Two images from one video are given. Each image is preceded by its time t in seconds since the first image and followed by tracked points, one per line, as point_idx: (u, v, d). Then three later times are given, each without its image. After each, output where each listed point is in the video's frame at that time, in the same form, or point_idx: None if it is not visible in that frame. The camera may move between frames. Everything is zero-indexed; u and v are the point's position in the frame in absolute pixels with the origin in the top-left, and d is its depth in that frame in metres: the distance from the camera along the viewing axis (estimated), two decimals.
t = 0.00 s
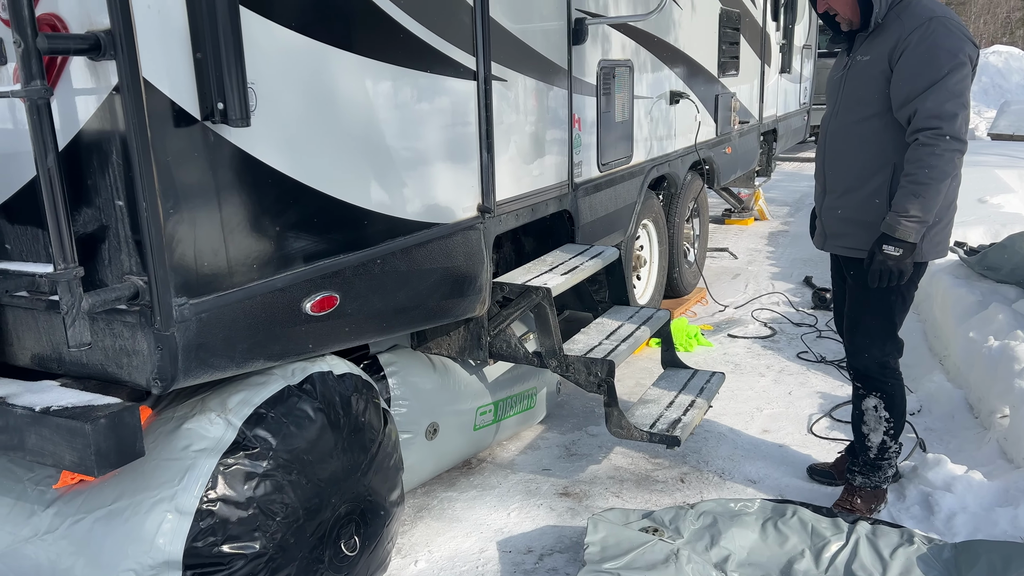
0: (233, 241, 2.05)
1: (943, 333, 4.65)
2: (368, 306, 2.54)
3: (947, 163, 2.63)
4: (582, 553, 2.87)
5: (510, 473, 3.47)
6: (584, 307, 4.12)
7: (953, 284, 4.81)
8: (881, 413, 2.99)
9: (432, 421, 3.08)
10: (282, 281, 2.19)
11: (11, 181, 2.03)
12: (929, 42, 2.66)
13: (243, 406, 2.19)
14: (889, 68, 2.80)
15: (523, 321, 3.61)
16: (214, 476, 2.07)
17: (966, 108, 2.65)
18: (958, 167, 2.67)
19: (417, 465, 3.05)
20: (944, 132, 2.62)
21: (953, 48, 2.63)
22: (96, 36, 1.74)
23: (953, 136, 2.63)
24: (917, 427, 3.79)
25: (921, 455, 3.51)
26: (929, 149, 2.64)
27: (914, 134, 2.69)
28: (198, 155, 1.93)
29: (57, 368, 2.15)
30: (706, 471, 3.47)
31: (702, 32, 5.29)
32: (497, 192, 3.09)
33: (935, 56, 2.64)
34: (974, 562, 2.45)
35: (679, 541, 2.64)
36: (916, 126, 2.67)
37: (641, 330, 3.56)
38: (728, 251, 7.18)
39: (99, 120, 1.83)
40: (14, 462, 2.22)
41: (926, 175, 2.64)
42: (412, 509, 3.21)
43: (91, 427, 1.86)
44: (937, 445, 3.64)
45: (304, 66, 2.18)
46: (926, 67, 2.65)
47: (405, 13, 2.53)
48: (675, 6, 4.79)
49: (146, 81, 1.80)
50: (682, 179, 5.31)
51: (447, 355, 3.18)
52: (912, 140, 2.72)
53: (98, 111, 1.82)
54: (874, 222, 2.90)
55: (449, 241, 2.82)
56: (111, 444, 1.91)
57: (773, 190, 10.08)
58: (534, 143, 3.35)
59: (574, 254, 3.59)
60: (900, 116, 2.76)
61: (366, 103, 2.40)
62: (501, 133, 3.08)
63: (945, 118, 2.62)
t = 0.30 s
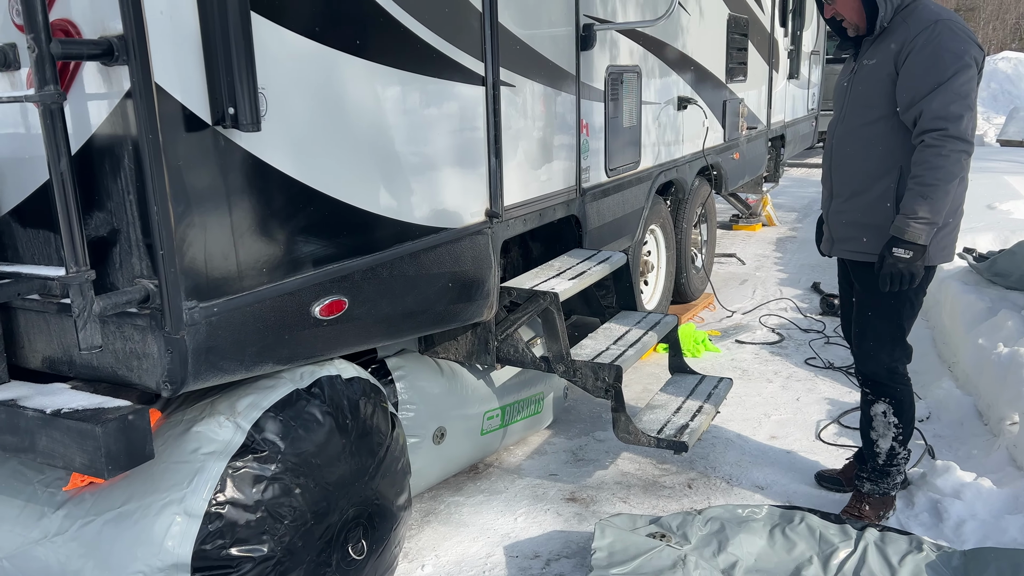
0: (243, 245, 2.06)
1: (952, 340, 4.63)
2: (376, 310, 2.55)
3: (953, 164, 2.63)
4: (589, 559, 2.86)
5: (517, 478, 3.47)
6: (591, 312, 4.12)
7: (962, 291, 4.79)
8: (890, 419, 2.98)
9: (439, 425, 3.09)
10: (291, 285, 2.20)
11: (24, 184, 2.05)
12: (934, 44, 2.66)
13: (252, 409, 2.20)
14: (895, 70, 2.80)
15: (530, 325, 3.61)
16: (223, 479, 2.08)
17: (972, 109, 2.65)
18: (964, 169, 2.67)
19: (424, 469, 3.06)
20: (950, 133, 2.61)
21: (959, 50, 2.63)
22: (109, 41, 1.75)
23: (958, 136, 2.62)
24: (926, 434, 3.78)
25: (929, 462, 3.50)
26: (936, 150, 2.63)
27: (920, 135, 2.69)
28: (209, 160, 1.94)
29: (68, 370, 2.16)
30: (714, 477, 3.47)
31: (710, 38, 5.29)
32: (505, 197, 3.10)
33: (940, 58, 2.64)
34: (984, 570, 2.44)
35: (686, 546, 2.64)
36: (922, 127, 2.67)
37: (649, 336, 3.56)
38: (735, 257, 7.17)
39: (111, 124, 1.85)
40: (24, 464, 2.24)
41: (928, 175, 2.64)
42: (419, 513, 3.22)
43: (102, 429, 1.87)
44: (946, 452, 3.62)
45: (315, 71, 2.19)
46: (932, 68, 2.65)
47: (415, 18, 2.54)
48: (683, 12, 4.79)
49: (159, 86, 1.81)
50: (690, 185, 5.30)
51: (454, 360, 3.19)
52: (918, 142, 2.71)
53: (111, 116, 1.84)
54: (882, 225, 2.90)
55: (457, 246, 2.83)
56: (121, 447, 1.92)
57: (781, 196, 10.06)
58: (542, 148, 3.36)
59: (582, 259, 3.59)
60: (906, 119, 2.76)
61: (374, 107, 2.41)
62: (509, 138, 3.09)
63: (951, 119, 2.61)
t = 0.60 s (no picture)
0: (253, 249, 2.07)
1: (961, 346, 4.61)
2: (384, 314, 2.56)
3: (967, 167, 2.63)
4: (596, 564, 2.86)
5: (525, 482, 3.47)
6: (598, 317, 4.12)
7: (971, 297, 4.78)
8: (899, 425, 2.97)
9: (447, 429, 3.09)
10: (300, 288, 2.21)
11: (37, 189, 2.07)
12: (943, 48, 2.66)
13: (261, 413, 2.21)
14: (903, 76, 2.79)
15: (538, 330, 3.61)
16: (232, 482, 2.09)
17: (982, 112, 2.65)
18: (976, 172, 2.66)
19: (432, 473, 3.06)
20: (962, 136, 2.61)
21: (968, 53, 2.63)
22: (122, 47, 1.78)
23: (971, 140, 2.62)
24: (935, 441, 3.76)
25: (938, 469, 3.49)
26: (949, 154, 2.63)
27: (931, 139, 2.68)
28: (219, 165, 1.95)
29: (79, 373, 2.18)
30: (721, 483, 3.46)
31: (717, 44, 5.30)
32: (513, 202, 3.11)
33: (949, 62, 2.64)
34: None
35: (693, 552, 2.64)
36: (933, 131, 2.66)
37: (656, 340, 3.56)
38: (743, 262, 7.16)
39: (123, 129, 1.86)
40: (35, 466, 2.25)
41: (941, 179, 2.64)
42: (427, 517, 3.22)
43: (112, 431, 1.89)
44: (955, 458, 3.61)
45: (325, 77, 2.20)
46: (941, 72, 2.65)
47: (423, 24, 2.55)
48: (691, 17, 4.80)
49: (171, 91, 1.82)
50: (697, 190, 5.30)
51: (462, 364, 3.19)
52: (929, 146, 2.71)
53: (123, 121, 1.85)
54: (893, 231, 2.89)
55: (465, 250, 2.84)
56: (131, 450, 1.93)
57: (788, 202, 10.05)
58: (550, 153, 3.37)
59: (589, 264, 3.60)
60: (915, 123, 2.76)
61: (383, 112, 2.43)
62: (517, 143, 3.10)
63: (963, 123, 2.61)
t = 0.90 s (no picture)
0: (262, 254, 2.08)
1: (970, 351, 4.60)
2: (392, 318, 2.56)
3: (987, 172, 2.62)
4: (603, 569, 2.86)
5: (531, 487, 3.47)
6: (605, 322, 4.12)
7: (980, 302, 4.76)
8: (909, 431, 2.97)
9: (453, 433, 3.10)
10: (309, 292, 2.22)
11: (49, 193, 2.08)
12: (956, 53, 2.67)
13: (269, 416, 2.21)
14: (916, 82, 2.79)
15: (544, 335, 3.62)
16: (240, 485, 2.09)
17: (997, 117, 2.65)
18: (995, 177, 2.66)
19: (439, 477, 3.07)
20: (982, 141, 2.61)
21: (982, 58, 2.63)
22: (133, 53, 1.79)
23: (990, 144, 2.62)
24: (943, 446, 3.75)
25: (946, 475, 3.47)
26: (969, 158, 2.62)
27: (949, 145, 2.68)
28: (229, 169, 1.96)
29: (88, 377, 2.19)
30: (728, 488, 3.46)
31: (724, 48, 5.29)
32: (520, 207, 3.11)
33: (963, 66, 2.64)
34: None
35: (700, 557, 2.63)
36: (951, 137, 2.66)
37: (664, 345, 3.56)
38: (750, 267, 7.15)
39: (134, 134, 1.87)
40: (44, 469, 2.26)
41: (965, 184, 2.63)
42: (433, 521, 3.22)
43: (122, 435, 1.89)
44: (963, 464, 3.60)
45: (334, 82, 2.22)
46: (955, 77, 2.65)
47: (431, 29, 2.56)
48: (698, 22, 4.80)
49: (181, 96, 1.84)
50: (704, 195, 5.30)
51: (469, 369, 3.20)
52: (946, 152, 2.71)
53: (134, 126, 1.87)
54: (907, 236, 2.88)
55: (473, 255, 2.84)
56: (141, 452, 1.94)
57: (795, 207, 10.03)
58: (557, 157, 3.37)
59: (596, 269, 3.60)
60: (930, 129, 2.75)
61: (392, 117, 2.44)
62: (524, 147, 3.11)
63: (981, 127, 2.61)
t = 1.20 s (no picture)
0: (269, 256, 2.08)
1: (978, 356, 4.58)
2: (398, 321, 2.57)
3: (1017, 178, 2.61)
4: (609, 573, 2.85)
5: (537, 491, 3.47)
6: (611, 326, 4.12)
7: (988, 307, 4.74)
8: (912, 437, 2.95)
9: (459, 437, 3.10)
10: (316, 295, 2.23)
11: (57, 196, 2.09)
12: (976, 60, 2.65)
13: (275, 419, 2.22)
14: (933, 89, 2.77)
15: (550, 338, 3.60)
16: (246, 488, 2.10)
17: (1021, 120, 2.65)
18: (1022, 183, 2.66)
19: (444, 480, 3.07)
20: (1013, 147, 2.60)
21: (1001, 62, 2.63)
22: (142, 56, 1.79)
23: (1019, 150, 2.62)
24: (951, 452, 3.74)
25: (954, 480, 3.46)
26: (1002, 164, 2.60)
27: (976, 152, 2.67)
28: (236, 172, 1.97)
29: (96, 379, 2.20)
30: (735, 493, 3.45)
31: (731, 52, 5.29)
32: (527, 210, 3.12)
33: (985, 72, 2.63)
34: None
35: (706, 562, 2.62)
36: (978, 144, 2.64)
37: (670, 349, 3.56)
38: (756, 271, 7.14)
39: (142, 138, 1.88)
40: (51, 471, 2.27)
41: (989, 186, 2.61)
42: (439, 525, 3.22)
43: (129, 437, 1.90)
44: (971, 470, 3.58)
45: (341, 86, 2.22)
46: (977, 84, 2.64)
47: (438, 33, 2.57)
48: (704, 26, 4.80)
49: (189, 99, 1.84)
50: (710, 199, 5.29)
51: (475, 372, 3.20)
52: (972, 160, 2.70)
53: (142, 129, 1.87)
54: (932, 243, 2.86)
55: (479, 258, 2.85)
56: (148, 455, 1.94)
57: (802, 211, 10.01)
58: (563, 161, 3.37)
59: (602, 272, 3.60)
60: (952, 137, 2.74)
61: (399, 121, 2.44)
62: (531, 151, 3.11)
63: (1010, 133, 2.60)
